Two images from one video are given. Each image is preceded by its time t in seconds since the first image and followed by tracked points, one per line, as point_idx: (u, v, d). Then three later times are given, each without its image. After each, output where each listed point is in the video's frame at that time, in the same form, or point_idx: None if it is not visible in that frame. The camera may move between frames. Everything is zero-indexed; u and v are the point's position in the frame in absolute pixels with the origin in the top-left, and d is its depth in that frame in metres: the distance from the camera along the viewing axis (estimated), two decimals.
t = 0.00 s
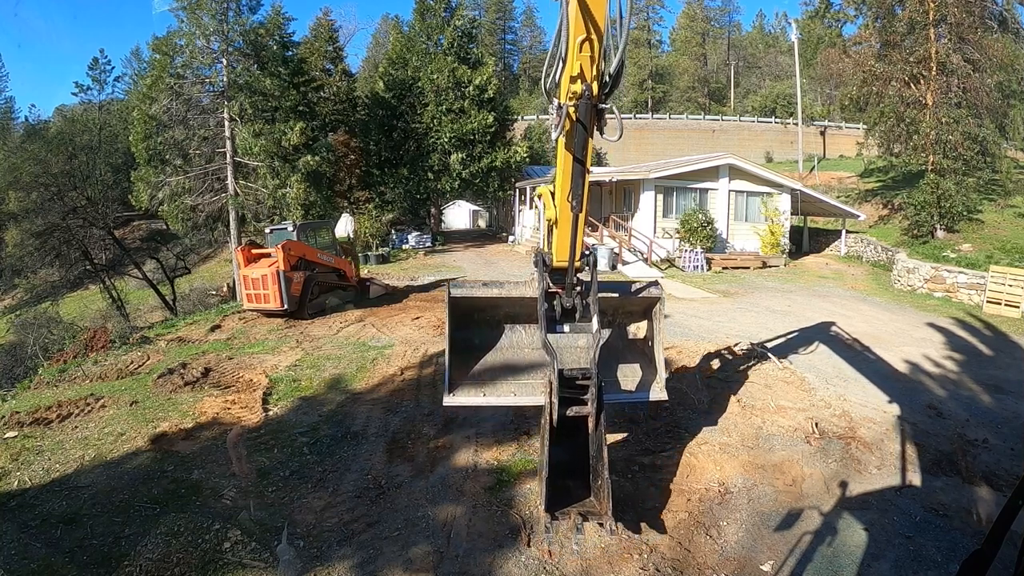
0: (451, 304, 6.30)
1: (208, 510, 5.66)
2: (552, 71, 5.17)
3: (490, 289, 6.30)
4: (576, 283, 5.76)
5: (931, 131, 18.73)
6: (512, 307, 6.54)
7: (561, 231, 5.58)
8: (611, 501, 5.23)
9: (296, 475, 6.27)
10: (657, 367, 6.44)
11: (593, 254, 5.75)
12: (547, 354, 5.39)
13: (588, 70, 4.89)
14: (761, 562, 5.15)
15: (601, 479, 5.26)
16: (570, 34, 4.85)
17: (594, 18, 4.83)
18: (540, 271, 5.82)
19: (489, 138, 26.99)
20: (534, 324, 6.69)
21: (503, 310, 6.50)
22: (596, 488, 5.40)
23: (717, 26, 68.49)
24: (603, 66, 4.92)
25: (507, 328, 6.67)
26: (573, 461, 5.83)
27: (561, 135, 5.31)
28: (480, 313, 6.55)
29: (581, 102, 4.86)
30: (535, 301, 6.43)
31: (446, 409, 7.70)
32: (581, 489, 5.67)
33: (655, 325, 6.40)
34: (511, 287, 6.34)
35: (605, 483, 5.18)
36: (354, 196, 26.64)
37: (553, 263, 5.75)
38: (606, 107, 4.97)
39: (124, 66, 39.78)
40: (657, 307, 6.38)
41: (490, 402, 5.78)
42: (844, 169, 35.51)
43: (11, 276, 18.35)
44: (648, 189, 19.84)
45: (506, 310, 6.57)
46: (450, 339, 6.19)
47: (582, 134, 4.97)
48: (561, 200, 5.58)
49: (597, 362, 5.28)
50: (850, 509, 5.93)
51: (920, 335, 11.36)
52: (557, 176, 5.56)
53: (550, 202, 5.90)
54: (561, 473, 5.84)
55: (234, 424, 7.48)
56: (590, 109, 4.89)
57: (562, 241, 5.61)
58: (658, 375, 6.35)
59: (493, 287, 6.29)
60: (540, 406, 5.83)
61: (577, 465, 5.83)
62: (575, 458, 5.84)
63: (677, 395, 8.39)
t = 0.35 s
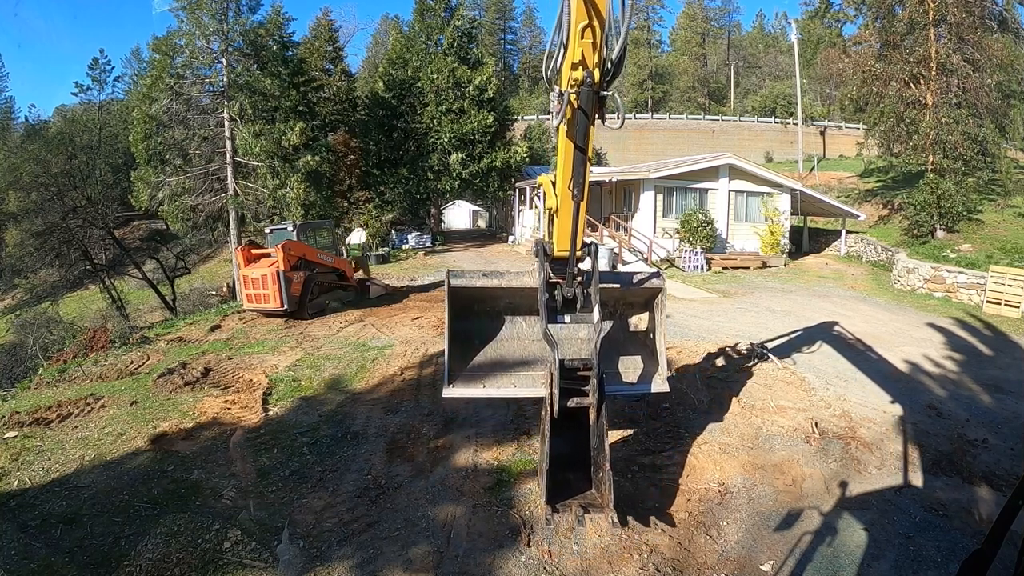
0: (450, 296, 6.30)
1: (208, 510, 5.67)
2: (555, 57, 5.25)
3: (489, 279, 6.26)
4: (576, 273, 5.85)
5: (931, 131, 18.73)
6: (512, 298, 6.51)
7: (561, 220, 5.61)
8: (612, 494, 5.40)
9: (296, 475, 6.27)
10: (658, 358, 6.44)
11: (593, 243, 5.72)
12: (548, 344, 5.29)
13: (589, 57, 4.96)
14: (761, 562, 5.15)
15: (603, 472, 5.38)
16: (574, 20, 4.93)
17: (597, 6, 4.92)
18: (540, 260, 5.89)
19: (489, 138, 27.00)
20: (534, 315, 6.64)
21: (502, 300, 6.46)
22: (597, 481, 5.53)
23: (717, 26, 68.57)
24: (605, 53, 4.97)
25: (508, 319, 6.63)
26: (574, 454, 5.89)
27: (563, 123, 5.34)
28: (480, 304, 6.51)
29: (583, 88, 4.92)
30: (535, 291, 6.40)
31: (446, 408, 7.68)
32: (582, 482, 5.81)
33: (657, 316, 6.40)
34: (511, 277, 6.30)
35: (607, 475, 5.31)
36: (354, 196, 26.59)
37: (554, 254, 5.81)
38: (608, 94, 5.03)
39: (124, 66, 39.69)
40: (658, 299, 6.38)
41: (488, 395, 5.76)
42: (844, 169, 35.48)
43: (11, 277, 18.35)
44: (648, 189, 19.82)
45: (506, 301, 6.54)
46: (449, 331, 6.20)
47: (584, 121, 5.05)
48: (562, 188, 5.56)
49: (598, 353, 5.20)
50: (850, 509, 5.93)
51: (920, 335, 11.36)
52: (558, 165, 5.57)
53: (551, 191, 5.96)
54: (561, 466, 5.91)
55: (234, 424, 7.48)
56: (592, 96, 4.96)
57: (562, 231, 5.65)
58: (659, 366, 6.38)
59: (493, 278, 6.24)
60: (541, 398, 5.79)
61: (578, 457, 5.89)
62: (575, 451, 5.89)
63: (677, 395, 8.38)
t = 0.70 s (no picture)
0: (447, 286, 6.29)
1: (204, 510, 5.66)
2: (552, 42, 5.21)
3: (488, 269, 6.30)
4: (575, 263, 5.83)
5: (926, 131, 18.80)
6: (512, 288, 6.55)
7: (561, 209, 5.63)
8: (612, 488, 5.28)
9: (291, 476, 6.26)
10: (658, 351, 6.46)
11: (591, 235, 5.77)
12: (547, 336, 5.38)
13: (590, 43, 4.96)
14: (757, 562, 5.15)
15: (602, 462, 5.32)
16: (574, 6, 4.92)
17: None
18: (540, 249, 5.86)
19: (485, 138, 27.01)
20: (533, 307, 6.67)
21: (502, 291, 6.51)
22: (597, 472, 5.46)
23: (713, 26, 68.74)
24: (605, 39, 4.96)
25: (506, 311, 6.65)
26: (573, 445, 5.80)
27: (562, 109, 5.33)
28: (478, 294, 6.54)
29: (583, 74, 4.92)
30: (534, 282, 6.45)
31: (441, 408, 7.65)
32: (582, 475, 5.72)
33: (657, 307, 6.42)
34: (510, 267, 6.35)
35: (605, 466, 5.25)
36: (350, 196, 26.51)
37: (554, 243, 5.82)
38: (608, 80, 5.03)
39: (120, 67, 39.59)
40: (658, 289, 6.39)
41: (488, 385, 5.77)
42: (840, 169, 35.50)
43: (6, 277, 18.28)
44: (644, 189, 19.80)
45: (505, 292, 6.58)
46: (448, 321, 6.24)
47: (584, 108, 5.10)
48: (562, 176, 5.59)
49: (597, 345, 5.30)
50: (846, 508, 5.93)
51: (916, 334, 11.39)
52: (557, 153, 5.56)
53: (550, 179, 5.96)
54: (560, 458, 5.82)
55: (230, 425, 7.45)
56: (592, 83, 4.99)
57: (562, 220, 5.66)
58: (659, 359, 6.41)
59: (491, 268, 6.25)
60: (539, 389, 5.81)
61: (577, 449, 5.80)
62: (575, 444, 5.81)
63: (673, 395, 8.37)
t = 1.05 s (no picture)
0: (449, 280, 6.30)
1: (192, 514, 5.60)
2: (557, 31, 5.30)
3: (490, 263, 6.28)
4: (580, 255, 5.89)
5: (914, 130, 18.90)
6: (513, 282, 6.53)
7: (565, 200, 5.76)
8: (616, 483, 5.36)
9: (279, 478, 6.21)
10: (660, 344, 6.50)
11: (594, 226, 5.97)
12: (551, 329, 5.41)
13: (592, 32, 5.04)
14: (747, 561, 5.15)
15: (606, 458, 5.37)
16: None
17: None
18: (542, 241, 5.99)
19: (474, 138, 27.04)
20: (534, 300, 6.68)
21: (503, 284, 6.50)
22: (600, 468, 5.51)
23: (702, 25, 68.97)
24: (608, 28, 5.08)
25: (507, 304, 6.65)
26: (576, 440, 5.73)
27: (565, 100, 5.40)
28: (479, 289, 6.53)
29: (584, 64, 4.96)
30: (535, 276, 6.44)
31: (430, 409, 7.61)
32: (584, 470, 5.74)
33: (660, 301, 6.48)
34: (512, 261, 6.32)
35: (609, 462, 5.30)
36: (337, 197, 25.99)
37: (557, 234, 5.93)
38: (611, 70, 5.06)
39: (106, 67, 39.25)
40: (663, 283, 6.44)
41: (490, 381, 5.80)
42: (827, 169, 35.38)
43: None
44: (632, 189, 19.78)
45: (506, 286, 6.57)
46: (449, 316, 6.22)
47: (586, 99, 5.07)
48: (566, 166, 5.67)
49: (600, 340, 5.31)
50: (836, 506, 5.94)
51: (904, 332, 11.45)
52: (561, 144, 5.64)
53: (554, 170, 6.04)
54: (562, 454, 5.78)
55: (217, 427, 7.38)
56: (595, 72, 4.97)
57: (564, 212, 5.81)
58: (660, 353, 6.44)
59: (493, 262, 6.27)
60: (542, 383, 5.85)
61: (580, 444, 5.73)
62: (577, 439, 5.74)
63: (662, 395, 8.37)
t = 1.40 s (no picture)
0: (449, 274, 6.28)
1: (179, 518, 5.54)
2: (557, 24, 5.36)
3: (490, 257, 6.22)
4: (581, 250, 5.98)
5: (900, 130, 18.91)
6: (512, 277, 6.47)
7: (566, 195, 5.79)
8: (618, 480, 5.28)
9: (266, 481, 6.15)
10: (660, 340, 6.46)
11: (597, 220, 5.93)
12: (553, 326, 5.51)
13: (594, 24, 5.10)
14: (735, 560, 5.14)
15: (607, 455, 5.32)
16: None
17: None
18: (544, 237, 6.05)
19: (461, 138, 26.74)
20: (535, 295, 6.65)
21: (503, 280, 6.44)
22: (601, 464, 5.45)
23: (688, 26, 69.32)
24: (609, 21, 5.13)
25: (507, 300, 6.64)
26: (577, 438, 5.70)
27: (565, 93, 5.47)
28: (479, 284, 6.47)
29: (586, 56, 5.05)
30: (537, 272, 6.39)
31: (417, 410, 7.56)
32: (585, 466, 5.67)
33: (661, 296, 6.47)
34: (512, 255, 6.27)
35: (611, 458, 5.24)
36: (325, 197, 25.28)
37: (558, 229, 5.97)
38: (612, 62, 5.16)
39: (91, 66, 38.90)
40: (664, 278, 6.43)
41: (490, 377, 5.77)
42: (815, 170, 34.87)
43: None
44: (619, 188, 19.83)
45: (507, 281, 6.52)
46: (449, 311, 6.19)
47: (587, 92, 5.19)
48: (566, 160, 5.71)
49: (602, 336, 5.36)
50: (824, 505, 5.96)
51: (891, 330, 11.52)
52: (562, 138, 5.70)
53: (553, 166, 6.09)
54: (562, 450, 5.73)
55: (204, 430, 7.32)
56: (597, 63, 5.06)
57: (565, 207, 5.85)
58: (660, 348, 6.43)
59: (494, 257, 6.23)
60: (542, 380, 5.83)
61: (580, 442, 5.71)
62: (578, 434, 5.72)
63: (650, 394, 8.36)
